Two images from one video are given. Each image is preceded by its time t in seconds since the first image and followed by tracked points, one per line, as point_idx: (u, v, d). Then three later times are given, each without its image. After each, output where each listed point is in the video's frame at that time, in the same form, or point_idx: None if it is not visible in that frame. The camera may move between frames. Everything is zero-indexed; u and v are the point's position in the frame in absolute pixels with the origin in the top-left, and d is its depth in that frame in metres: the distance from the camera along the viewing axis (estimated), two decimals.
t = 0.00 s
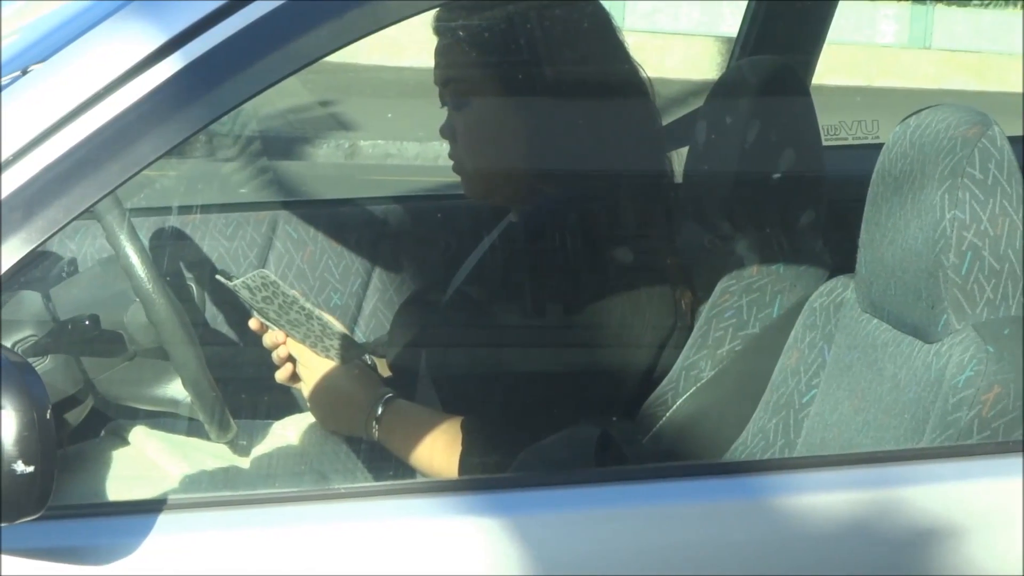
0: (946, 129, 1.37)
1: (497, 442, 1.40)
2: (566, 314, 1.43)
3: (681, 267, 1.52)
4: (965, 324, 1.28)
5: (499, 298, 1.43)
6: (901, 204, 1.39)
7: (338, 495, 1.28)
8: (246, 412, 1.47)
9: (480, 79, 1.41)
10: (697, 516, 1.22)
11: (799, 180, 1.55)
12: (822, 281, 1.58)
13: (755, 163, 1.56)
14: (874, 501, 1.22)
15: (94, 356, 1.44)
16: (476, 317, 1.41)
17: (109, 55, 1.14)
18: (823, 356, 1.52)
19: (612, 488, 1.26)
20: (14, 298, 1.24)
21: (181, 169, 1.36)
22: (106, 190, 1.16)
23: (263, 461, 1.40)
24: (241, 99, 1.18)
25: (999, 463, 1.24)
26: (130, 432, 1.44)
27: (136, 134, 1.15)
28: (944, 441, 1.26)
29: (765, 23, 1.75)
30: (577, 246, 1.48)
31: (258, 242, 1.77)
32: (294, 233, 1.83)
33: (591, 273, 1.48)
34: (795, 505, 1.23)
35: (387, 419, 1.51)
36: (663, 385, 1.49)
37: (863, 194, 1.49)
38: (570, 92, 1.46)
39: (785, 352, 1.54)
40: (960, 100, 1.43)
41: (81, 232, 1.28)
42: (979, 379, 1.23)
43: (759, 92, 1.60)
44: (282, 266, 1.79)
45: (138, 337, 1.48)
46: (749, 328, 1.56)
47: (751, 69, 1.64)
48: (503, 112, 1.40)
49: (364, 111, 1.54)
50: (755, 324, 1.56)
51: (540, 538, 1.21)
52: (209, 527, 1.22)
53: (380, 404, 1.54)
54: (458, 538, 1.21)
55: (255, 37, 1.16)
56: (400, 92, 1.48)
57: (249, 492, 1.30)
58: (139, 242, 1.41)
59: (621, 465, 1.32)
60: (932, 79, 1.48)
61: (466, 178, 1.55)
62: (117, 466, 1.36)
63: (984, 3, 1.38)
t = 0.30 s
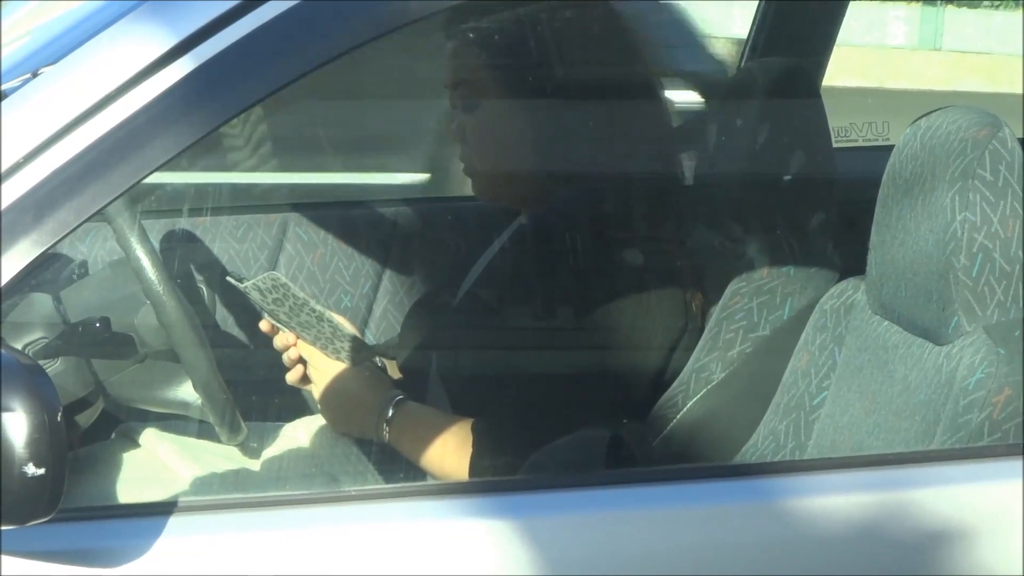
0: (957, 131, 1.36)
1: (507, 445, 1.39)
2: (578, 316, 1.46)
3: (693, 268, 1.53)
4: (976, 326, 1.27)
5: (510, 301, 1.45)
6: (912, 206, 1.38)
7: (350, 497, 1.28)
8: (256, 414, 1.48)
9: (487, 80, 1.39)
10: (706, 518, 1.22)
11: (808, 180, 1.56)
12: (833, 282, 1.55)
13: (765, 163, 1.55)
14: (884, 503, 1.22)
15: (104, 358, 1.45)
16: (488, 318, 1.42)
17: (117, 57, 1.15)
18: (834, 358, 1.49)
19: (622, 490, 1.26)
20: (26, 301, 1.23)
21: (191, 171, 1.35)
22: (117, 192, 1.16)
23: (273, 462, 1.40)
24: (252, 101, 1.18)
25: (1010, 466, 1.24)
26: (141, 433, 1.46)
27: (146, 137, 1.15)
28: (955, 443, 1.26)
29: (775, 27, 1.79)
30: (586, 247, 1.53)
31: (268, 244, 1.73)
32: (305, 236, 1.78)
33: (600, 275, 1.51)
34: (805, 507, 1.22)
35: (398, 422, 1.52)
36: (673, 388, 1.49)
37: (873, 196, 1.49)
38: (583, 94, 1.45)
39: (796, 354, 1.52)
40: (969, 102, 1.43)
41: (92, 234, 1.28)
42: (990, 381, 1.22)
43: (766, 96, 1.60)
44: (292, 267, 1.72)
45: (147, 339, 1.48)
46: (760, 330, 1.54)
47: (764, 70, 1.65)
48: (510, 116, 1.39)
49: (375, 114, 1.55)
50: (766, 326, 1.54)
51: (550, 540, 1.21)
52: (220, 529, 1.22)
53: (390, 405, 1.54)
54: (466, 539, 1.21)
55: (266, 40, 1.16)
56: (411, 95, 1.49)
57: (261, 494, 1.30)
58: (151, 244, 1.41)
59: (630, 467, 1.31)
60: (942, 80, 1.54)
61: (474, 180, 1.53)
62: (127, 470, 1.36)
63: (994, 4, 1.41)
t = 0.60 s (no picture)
0: (983, 137, 1.33)
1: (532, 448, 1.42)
2: (601, 323, 1.43)
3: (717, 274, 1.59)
4: (1002, 332, 1.25)
5: (534, 306, 1.46)
6: (937, 212, 1.38)
7: (374, 503, 1.27)
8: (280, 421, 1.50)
9: (512, 86, 1.40)
10: (730, 525, 1.22)
11: (834, 186, 1.56)
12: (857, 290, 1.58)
13: (790, 168, 1.55)
14: (910, 510, 1.22)
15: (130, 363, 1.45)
16: (510, 322, 1.44)
17: (142, 63, 1.14)
18: (859, 365, 1.50)
19: (647, 496, 1.25)
20: (50, 307, 1.23)
21: (216, 177, 1.35)
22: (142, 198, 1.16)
23: (298, 468, 1.41)
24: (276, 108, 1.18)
25: None
26: (166, 440, 1.45)
27: (172, 143, 1.15)
28: (980, 450, 1.25)
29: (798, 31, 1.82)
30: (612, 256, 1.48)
31: (293, 250, 1.73)
32: (329, 242, 1.79)
33: (626, 280, 1.48)
34: (831, 514, 1.22)
35: (423, 427, 1.52)
36: (699, 393, 1.50)
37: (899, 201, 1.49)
38: (608, 100, 1.43)
39: (821, 361, 1.52)
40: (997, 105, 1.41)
41: (116, 240, 1.28)
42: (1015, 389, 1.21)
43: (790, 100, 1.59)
44: (316, 273, 1.77)
45: (173, 346, 1.46)
46: (784, 337, 1.57)
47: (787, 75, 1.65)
48: (537, 121, 1.41)
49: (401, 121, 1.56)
50: (790, 332, 1.57)
51: (573, 547, 1.21)
52: (244, 535, 1.22)
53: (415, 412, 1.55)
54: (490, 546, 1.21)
55: (289, 46, 1.16)
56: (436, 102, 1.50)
57: (286, 501, 1.30)
58: (174, 250, 1.41)
59: (654, 472, 1.31)
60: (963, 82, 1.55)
61: (501, 187, 1.55)
62: (151, 475, 1.36)
63: None
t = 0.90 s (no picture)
0: (1006, 143, 1.32)
1: (559, 462, 1.40)
2: (628, 333, 1.50)
3: (742, 284, 1.58)
4: None
5: (558, 319, 1.51)
6: (963, 221, 1.37)
7: (401, 514, 1.27)
8: (307, 432, 1.49)
9: (538, 97, 1.47)
10: (756, 536, 1.21)
11: (858, 195, 1.60)
12: (883, 299, 1.52)
13: (815, 179, 1.58)
14: (936, 520, 1.21)
15: (156, 376, 1.47)
16: (536, 335, 1.47)
17: (167, 77, 1.12)
18: (886, 374, 1.45)
19: (673, 507, 1.24)
20: (76, 321, 1.24)
21: (241, 190, 1.33)
22: (165, 213, 1.16)
23: (324, 481, 1.40)
24: (298, 120, 1.17)
25: None
26: (191, 452, 1.43)
27: (196, 157, 1.14)
28: (1006, 459, 1.24)
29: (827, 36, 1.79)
30: (635, 265, 1.57)
31: (319, 262, 1.79)
32: (354, 253, 1.85)
33: (651, 294, 1.54)
34: (858, 524, 1.21)
35: (449, 437, 1.53)
36: (724, 404, 1.47)
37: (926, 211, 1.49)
38: (631, 110, 1.52)
39: (847, 370, 1.48)
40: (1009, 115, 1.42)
41: (142, 254, 1.28)
42: None
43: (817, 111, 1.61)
44: (342, 287, 1.80)
45: (199, 359, 1.50)
46: (810, 346, 1.50)
47: (811, 84, 1.66)
48: (564, 133, 1.48)
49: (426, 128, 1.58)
50: (817, 342, 1.51)
51: (600, 559, 1.20)
52: (271, 547, 1.22)
53: (442, 423, 1.56)
54: (519, 559, 1.20)
55: (311, 60, 1.15)
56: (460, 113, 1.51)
57: (314, 512, 1.29)
58: (200, 263, 1.41)
59: (681, 482, 1.30)
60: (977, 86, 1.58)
61: (526, 200, 1.65)
62: (180, 487, 1.35)
63: None
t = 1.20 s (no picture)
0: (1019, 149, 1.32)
1: (576, 468, 1.43)
2: (642, 340, 1.47)
3: (756, 291, 1.59)
4: None
5: (572, 325, 1.49)
6: (976, 227, 1.37)
7: (415, 522, 1.26)
8: (320, 438, 1.49)
9: (554, 103, 1.46)
10: (773, 543, 1.20)
11: (872, 201, 1.61)
12: (896, 304, 1.54)
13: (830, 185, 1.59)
14: (950, 525, 1.20)
15: (170, 385, 1.45)
16: (550, 342, 1.46)
17: (180, 83, 1.12)
18: (900, 379, 1.47)
19: (687, 514, 1.23)
20: (89, 328, 1.22)
21: (255, 198, 1.33)
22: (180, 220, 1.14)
23: (337, 488, 1.40)
24: (311, 128, 1.16)
25: None
26: (205, 460, 1.43)
27: (210, 163, 1.13)
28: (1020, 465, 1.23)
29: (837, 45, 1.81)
30: (649, 270, 1.55)
31: (332, 269, 1.82)
32: (367, 260, 1.88)
33: (666, 296, 1.54)
34: (872, 530, 1.20)
35: (463, 444, 1.54)
36: (738, 410, 1.47)
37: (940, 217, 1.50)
38: (645, 116, 1.48)
39: (861, 376, 1.49)
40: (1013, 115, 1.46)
41: (156, 261, 1.27)
42: None
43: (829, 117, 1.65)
44: (356, 295, 1.83)
45: (212, 366, 1.47)
46: (823, 353, 1.52)
47: (826, 92, 1.70)
48: (576, 138, 1.46)
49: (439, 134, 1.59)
50: (829, 348, 1.52)
51: (614, 566, 1.19)
52: (285, 554, 1.21)
53: (455, 429, 1.56)
54: (534, 567, 1.19)
55: (326, 67, 1.14)
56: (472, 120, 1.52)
57: (325, 519, 1.28)
58: (214, 270, 1.41)
59: (695, 489, 1.29)
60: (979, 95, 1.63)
61: (539, 207, 1.67)
62: (193, 495, 1.35)
63: None
